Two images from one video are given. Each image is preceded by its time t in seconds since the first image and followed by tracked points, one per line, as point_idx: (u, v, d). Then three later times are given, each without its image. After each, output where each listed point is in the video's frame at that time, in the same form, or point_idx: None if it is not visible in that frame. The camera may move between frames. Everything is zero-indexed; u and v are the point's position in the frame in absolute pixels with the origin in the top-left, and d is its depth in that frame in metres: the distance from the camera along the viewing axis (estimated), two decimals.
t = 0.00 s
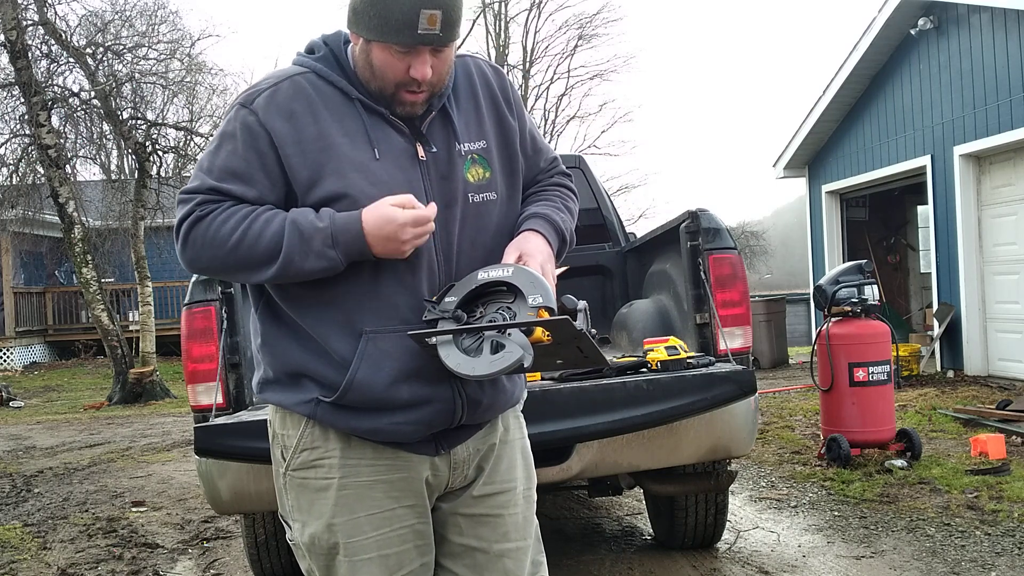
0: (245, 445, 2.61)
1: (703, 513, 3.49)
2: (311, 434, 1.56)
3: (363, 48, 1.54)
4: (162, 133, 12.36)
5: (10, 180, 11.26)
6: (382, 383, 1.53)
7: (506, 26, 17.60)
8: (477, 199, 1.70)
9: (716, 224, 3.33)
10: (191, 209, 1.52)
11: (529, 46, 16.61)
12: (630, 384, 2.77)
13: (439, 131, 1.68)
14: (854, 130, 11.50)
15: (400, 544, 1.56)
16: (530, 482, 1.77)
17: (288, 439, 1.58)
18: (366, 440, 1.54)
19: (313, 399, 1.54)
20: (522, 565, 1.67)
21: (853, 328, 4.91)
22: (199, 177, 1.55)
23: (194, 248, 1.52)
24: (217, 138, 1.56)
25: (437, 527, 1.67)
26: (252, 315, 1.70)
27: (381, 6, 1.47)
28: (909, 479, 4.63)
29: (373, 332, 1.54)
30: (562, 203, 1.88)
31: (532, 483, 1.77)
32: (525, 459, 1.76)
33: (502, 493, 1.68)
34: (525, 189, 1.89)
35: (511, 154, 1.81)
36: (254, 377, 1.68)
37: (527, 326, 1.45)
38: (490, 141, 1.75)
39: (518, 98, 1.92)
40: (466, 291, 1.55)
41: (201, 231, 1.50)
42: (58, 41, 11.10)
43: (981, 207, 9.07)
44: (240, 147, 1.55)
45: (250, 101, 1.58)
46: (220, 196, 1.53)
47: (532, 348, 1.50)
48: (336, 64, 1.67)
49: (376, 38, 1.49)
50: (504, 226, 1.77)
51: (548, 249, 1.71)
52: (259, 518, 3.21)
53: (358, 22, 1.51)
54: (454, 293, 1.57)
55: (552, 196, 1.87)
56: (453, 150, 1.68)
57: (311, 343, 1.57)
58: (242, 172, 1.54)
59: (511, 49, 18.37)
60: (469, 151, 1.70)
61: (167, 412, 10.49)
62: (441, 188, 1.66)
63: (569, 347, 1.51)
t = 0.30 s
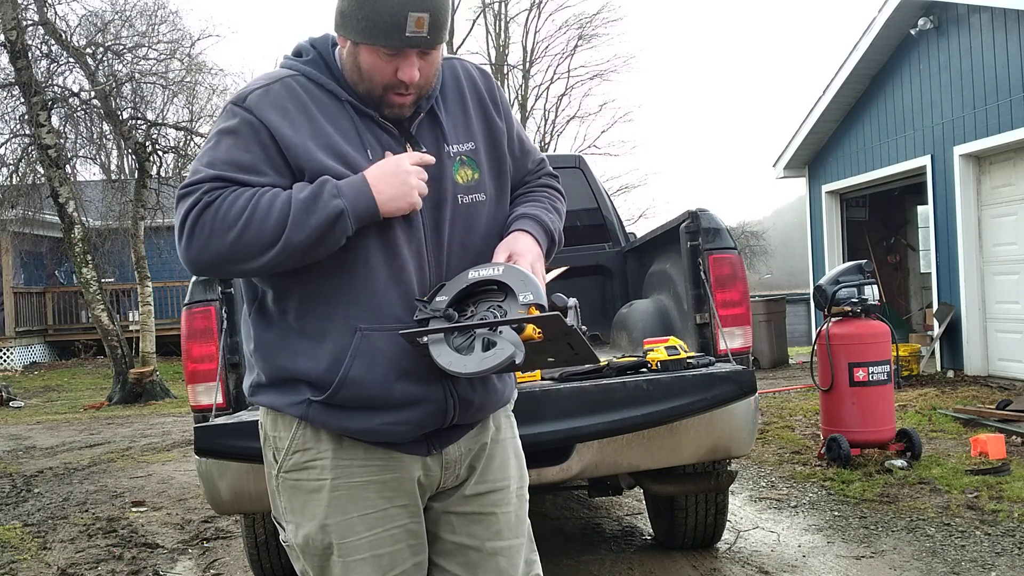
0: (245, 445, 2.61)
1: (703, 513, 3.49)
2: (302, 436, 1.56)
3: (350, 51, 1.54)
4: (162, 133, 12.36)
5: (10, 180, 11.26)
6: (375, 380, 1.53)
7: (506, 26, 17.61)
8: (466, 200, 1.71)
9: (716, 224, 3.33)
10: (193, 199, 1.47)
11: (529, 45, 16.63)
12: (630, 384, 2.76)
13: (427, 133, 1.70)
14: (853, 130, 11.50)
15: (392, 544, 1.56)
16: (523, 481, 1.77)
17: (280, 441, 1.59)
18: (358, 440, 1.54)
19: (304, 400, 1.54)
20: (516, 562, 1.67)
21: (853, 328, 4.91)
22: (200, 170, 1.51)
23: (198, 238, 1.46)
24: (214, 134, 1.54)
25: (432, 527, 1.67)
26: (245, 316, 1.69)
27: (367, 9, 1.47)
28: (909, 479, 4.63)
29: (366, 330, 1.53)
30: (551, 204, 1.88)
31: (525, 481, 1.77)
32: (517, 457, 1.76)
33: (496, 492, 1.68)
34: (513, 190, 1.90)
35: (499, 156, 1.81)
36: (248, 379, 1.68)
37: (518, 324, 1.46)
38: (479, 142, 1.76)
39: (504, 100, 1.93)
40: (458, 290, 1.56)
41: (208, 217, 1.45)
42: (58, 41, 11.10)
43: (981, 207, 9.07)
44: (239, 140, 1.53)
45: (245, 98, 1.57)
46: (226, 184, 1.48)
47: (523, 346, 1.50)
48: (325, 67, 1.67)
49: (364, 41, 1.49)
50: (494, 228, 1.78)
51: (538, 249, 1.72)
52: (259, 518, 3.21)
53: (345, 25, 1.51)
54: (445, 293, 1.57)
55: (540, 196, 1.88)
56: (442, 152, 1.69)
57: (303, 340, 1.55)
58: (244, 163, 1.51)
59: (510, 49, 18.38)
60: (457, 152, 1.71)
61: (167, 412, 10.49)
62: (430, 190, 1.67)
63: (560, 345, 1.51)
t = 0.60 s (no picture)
0: (244, 445, 2.61)
1: (703, 513, 3.49)
2: (302, 438, 1.55)
3: (348, 54, 1.54)
4: (162, 133, 12.36)
5: (10, 180, 11.26)
6: (376, 378, 1.53)
7: (506, 26, 17.61)
8: (462, 202, 1.71)
9: (716, 224, 3.33)
10: (213, 204, 1.44)
11: (529, 45, 16.63)
12: (630, 384, 2.76)
13: (423, 135, 1.71)
14: (854, 130, 11.50)
15: (393, 543, 1.56)
16: (523, 472, 1.78)
17: (278, 443, 1.58)
18: (358, 440, 1.54)
19: (304, 402, 1.53)
20: (523, 551, 1.68)
21: (853, 328, 4.91)
22: (213, 174, 1.48)
23: (222, 243, 1.43)
24: (222, 137, 1.51)
25: (437, 524, 1.68)
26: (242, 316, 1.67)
27: (368, 14, 1.46)
28: (909, 479, 4.63)
29: (373, 326, 1.53)
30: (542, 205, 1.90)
31: (524, 473, 1.78)
32: (515, 451, 1.78)
33: (498, 485, 1.69)
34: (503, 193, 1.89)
35: (491, 159, 1.82)
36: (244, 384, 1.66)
37: (520, 322, 1.47)
38: (472, 144, 1.77)
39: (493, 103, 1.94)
40: (457, 290, 1.56)
41: (233, 221, 1.42)
42: (58, 41, 11.10)
43: (981, 207, 9.07)
44: (250, 142, 1.51)
45: (251, 99, 1.55)
46: (246, 187, 1.46)
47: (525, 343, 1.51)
48: (322, 69, 1.68)
49: (364, 46, 1.49)
50: (488, 228, 1.78)
51: (534, 250, 1.73)
52: (259, 518, 3.21)
53: (344, 29, 1.50)
54: (445, 292, 1.57)
55: (530, 198, 1.88)
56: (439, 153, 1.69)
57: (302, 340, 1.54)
58: (258, 165, 1.50)
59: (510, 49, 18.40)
60: (453, 154, 1.71)
61: (167, 412, 10.49)
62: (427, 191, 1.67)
63: (561, 342, 1.53)
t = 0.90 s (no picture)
0: (245, 444, 2.61)
1: (703, 513, 3.49)
2: (317, 435, 1.53)
3: (372, 51, 1.54)
4: (162, 133, 12.34)
5: (10, 180, 11.26)
6: (396, 379, 1.53)
7: (506, 26, 17.61)
8: (471, 208, 1.73)
9: (716, 223, 3.33)
10: (224, 205, 1.43)
11: (529, 46, 16.66)
12: (630, 384, 2.76)
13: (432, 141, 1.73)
14: (853, 130, 11.50)
15: (398, 542, 1.57)
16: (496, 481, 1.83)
17: (288, 441, 1.55)
18: (374, 440, 1.54)
19: (323, 402, 1.50)
20: (500, 557, 1.75)
21: (852, 328, 4.91)
22: (227, 174, 1.47)
23: (233, 242, 1.42)
24: (239, 137, 1.50)
25: (427, 527, 1.71)
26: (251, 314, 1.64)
27: (398, 8, 1.47)
28: (909, 479, 4.63)
29: (391, 332, 1.53)
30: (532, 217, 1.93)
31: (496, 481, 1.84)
32: (492, 458, 1.82)
33: (483, 491, 1.74)
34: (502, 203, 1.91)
35: (496, 168, 1.85)
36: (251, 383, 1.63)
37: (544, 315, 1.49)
38: (479, 153, 1.79)
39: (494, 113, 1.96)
40: (479, 288, 1.60)
41: (244, 223, 1.41)
42: (58, 41, 11.10)
43: (980, 207, 9.07)
44: (266, 143, 1.49)
45: (270, 100, 1.53)
46: (259, 188, 1.44)
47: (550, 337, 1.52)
48: (339, 71, 1.67)
49: (393, 38, 1.49)
50: (493, 236, 1.80)
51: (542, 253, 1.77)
52: (259, 518, 3.21)
53: (370, 23, 1.50)
54: (466, 290, 1.60)
55: (529, 206, 1.90)
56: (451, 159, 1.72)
57: (317, 341, 1.52)
58: (274, 166, 1.48)
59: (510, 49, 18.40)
60: (462, 161, 1.73)
61: (167, 412, 10.49)
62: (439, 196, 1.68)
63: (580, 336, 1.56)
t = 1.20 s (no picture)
0: (245, 444, 2.62)
1: (703, 513, 3.49)
2: (353, 428, 1.57)
3: (435, 66, 1.64)
4: (162, 133, 12.33)
5: (10, 180, 11.25)
6: (434, 381, 1.64)
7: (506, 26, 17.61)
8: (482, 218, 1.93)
9: (715, 223, 3.34)
10: (241, 202, 1.44)
11: (529, 46, 16.65)
12: (630, 384, 2.76)
13: (452, 156, 1.87)
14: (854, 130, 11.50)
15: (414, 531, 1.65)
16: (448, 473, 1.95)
17: (318, 436, 1.57)
18: (403, 434, 1.62)
19: (365, 398, 1.57)
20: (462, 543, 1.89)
21: (853, 328, 4.91)
22: (251, 171, 1.49)
23: (240, 239, 1.44)
24: (273, 137, 1.53)
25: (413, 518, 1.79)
26: (267, 309, 1.65)
27: (466, 23, 1.60)
28: (909, 479, 4.63)
29: (426, 338, 1.64)
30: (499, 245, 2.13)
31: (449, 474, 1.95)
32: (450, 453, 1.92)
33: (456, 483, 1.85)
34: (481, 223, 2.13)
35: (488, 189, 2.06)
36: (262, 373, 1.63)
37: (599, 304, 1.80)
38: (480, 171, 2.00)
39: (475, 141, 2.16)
40: (533, 283, 1.79)
41: (253, 224, 1.43)
42: (58, 41, 11.11)
43: (981, 207, 9.07)
44: (296, 151, 1.52)
45: (310, 110, 1.57)
46: (277, 195, 1.46)
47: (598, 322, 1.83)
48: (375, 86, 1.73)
49: (465, 52, 1.62)
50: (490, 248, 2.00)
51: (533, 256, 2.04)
52: (259, 518, 3.21)
53: (444, 39, 1.60)
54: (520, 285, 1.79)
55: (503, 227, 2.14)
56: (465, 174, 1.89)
57: (361, 340, 1.59)
58: (302, 173, 1.51)
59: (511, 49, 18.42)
60: (473, 176, 1.93)
61: (167, 412, 10.48)
62: (462, 206, 1.84)
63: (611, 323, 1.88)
